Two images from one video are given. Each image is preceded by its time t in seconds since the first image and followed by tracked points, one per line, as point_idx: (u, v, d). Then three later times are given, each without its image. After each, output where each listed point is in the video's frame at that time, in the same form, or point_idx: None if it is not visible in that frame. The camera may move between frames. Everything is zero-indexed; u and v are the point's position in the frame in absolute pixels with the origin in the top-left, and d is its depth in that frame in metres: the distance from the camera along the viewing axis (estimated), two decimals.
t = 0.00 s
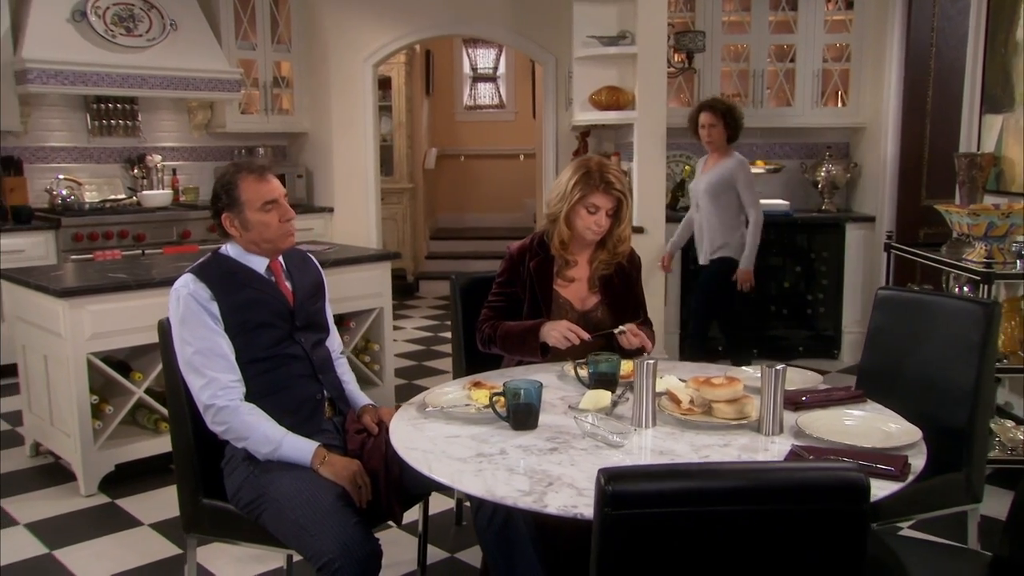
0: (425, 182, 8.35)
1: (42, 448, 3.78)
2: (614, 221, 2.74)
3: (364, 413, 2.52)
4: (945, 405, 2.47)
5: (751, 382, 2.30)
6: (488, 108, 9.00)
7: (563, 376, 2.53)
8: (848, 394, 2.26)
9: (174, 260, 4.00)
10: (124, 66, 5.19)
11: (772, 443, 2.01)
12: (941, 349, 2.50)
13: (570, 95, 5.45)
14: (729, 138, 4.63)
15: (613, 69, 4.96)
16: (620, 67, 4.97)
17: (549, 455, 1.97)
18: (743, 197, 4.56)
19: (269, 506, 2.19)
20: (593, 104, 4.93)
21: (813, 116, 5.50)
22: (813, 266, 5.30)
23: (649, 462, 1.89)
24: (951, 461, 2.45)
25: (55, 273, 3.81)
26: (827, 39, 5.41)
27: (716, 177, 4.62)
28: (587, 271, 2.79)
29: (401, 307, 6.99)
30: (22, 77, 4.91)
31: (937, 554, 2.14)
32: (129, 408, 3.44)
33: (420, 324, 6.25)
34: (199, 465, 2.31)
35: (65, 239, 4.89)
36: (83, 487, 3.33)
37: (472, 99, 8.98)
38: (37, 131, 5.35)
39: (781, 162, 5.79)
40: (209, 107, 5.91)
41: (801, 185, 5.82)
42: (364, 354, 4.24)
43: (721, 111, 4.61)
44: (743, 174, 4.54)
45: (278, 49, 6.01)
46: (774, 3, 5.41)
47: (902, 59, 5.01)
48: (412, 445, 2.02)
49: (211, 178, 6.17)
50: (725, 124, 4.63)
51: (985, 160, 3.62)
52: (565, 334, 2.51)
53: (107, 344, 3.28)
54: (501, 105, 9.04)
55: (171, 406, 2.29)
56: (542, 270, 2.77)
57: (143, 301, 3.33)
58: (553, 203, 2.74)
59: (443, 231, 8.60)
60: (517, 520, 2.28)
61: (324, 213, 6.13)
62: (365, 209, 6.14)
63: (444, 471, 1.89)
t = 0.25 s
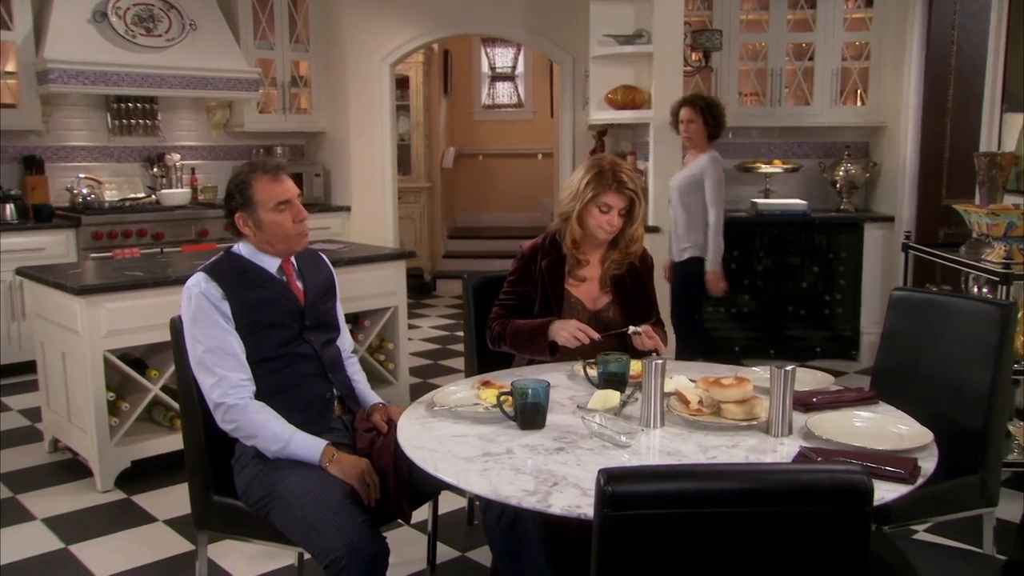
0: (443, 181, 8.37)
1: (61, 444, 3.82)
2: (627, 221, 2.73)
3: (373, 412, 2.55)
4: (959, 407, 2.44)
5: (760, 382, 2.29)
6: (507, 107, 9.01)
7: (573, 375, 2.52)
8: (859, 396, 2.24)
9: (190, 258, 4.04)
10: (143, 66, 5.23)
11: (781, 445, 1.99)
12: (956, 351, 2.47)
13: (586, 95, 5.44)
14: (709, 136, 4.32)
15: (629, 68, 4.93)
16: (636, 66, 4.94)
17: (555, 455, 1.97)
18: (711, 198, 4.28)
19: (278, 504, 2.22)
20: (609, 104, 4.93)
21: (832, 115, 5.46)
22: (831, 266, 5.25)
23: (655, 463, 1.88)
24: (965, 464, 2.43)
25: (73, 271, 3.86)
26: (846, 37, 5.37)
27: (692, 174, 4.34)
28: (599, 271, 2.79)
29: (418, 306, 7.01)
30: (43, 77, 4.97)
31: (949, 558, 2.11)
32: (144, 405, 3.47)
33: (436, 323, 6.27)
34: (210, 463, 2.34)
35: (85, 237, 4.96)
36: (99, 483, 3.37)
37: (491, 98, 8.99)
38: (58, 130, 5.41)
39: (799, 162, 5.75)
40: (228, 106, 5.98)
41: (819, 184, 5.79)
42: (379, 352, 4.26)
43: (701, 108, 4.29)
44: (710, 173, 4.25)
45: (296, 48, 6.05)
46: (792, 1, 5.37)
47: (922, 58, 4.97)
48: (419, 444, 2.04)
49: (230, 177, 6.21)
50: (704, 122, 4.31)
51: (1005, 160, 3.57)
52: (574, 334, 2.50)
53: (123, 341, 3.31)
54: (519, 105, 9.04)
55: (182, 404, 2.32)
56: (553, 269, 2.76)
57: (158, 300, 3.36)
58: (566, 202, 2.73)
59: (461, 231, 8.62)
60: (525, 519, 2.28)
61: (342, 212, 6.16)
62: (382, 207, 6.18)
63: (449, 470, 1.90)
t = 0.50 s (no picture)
0: (467, 181, 8.39)
1: (86, 441, 3.89)
2: (645, 221, 2.72)
3: (390, 411, 2.57)
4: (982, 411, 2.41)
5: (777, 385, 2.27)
6: (531, 107, 9.01)
7: (590, 376, 2.52)
8: (879, 398, 2.22)
9: (214, 257, 4.09)
10: (170, 67, 5.30)
11: (797, 447, 1.98)
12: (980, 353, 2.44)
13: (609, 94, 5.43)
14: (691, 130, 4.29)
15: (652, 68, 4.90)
16: (659, 65, 4.92)
17: (569, 456, 1.97)
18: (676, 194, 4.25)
19: (294, 502, 2.26)
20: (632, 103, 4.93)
21: (858, 115, 5.40)
22: (856, 268, 5.21)
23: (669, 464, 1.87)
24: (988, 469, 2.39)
25: (99, 269, 3.92)
26: (873, 36, 5.32)
27: (674, 174, 4.33)
28: (618, 271, 2.78)
29: (441, 305, 7.03)
30: (72, 78, 5.04)
31: (968, 564, 2.08)
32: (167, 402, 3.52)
33: (459, 323, 6.29)
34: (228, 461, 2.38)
35: (112, 236, 5.04)
36: (123, 480, 3.43)
37: (515, 98, 9.00)
38: (87, 131, 5.48)
39: (824, 162, 5.71)
40: (253, 106, 6.03)
41: (845, 184, 5.73)
42: (400, 352, 4.29)
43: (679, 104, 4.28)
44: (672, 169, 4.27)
45: (321, 49, 6.10)
46: None
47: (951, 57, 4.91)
48: (433, 444, 2.05)
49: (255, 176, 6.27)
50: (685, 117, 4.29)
51: None
52: (593, 336, 2.50)
53: (146, 340, 3.36)
54: (543, 104, 9.04)
55: (201, 401, 2.36)
56: (572, 269, 2.75)
57: (181, 299, 3.41)
58: (584, 202, 2.73)
59: (485, 230, 8.64)
60: (541, 520, 2.28)
61: (366, 211, 6.20)
62: (406, 207, 6.23)
63: (462, 470, 1.90)
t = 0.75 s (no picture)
0: (490, 180, 8.40)
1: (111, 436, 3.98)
2: (664, 221, 2.71)
3: (407, 410, 2.59)
4: (1010, 415, 2.37)
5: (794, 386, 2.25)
6: (556, 107, 9.01)
7: (607, 376, 2.52)
8: (899, 400, 2.19)
9: (238, 255, 4.14)
10: (196, 67, 5.35)
11: (814, 450, 1.96)
12: (1006, 356, 2.40)
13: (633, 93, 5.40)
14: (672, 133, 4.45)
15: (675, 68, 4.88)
16: (683, 65, 4.90)
17: (584, 455, 1.96)
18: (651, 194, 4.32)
19: (310, 500, 2.29)
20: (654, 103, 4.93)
21: (885, 114, 5.34)
22: (883, 268, 5.14)
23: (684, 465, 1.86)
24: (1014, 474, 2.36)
25: (125, 267, 3.98)
26: (901, 33, 5.25)
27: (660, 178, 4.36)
28: (637, 270, 2.77)
29: (464, 304, 7.06)
30: (101, 79, 5.11)
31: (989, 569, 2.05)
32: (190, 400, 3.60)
33: (482, 322, 6.31)
34: (246, 455, 2.41)
35: (139, 234, 5.10)
36: (147, 476, 3.52)
37: (540, 98, 9.01)
38: (115, 131, 5.55)
39: (849, 162, 5.65)
40: (278, 106, 6.08)
41: (872, 184, 5.67)
42: (421, 350, 4.31)
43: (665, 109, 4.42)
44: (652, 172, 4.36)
45: (346, 48, 6.14)
46: None
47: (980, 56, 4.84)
48: (448, 443, 2.06)
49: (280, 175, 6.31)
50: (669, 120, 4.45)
51: None
52: (611, 337, 2.49)
53: (170, 337, 3.43)
54: (568, 104, 9.03)
55: (221, 395, 2.38)
56: (590, 269, 2.75)
57: (202, 297, 3.48)
58: (603, 201, 2.72)
59: (509, 230, 8.65)
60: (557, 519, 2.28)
61: (390, 211, 6.23)
62: (428, 206, 6.23)
63: (476, 468, 1.91)
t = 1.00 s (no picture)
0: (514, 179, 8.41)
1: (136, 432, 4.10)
2: (685, 220, 2.69)
3: (425, 408, 2.60)
4: None
5: (813, 387, 2.23)
6: (580, 105, 9.00)
7: (625, 375, 2.51)
8: (920, 402, 2.16)
9: (262, 253, 4.18)
10: (222, 67, 5.40)
11: (832, 451, 1.94)
12: None
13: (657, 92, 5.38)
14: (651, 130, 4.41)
15: (699, 66, 4.92)
16: (707, 63, 4.92)
17: (598, 455, 1.96)
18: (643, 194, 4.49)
19: (327, 497, 2.31)
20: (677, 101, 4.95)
21: (912, 112, 5.27)
22: (909, 268, 5.08)
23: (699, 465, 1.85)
24: None
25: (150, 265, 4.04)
26: (929, 31, 5.18)
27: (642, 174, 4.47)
28: (656, 269, 2.76)
29: (487, 303, 7.08)
30: (128, 79, 5.17)
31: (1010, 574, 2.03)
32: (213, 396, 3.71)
33: (504, 321, 6.32)
34: (266, 450, 2.43)
35: (164, 232, 5.15)
36: (171, 471, 3.64)
37: (564, 96, 9.00)
38: (142, 130, 5.62)
39: (875, 160, 5.60)
40: (303, 105, 6.13)
41: (899, 183, 5.61)
42: (443, 348, 4.33)
43: (643, 107, 4.38)
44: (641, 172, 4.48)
45: (370, 48, 6.18)
46: None
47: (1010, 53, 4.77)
48: (464, 440, 2.07)
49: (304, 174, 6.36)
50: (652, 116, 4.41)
51: None
52: (628, 335, 2.48)
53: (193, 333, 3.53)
54: (592, 103, 9.02)
55: (242, 386, 2.40)
56: (609, 268, 2.74)
57: (222, 295, 3.57)
58: (623, 200, 2.71)
59: (533, 228, 8.66)
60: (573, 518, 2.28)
61: (413, 209, 6.26)
62: (450, 204, 6.24)
63: (491, 466, 1.91)
